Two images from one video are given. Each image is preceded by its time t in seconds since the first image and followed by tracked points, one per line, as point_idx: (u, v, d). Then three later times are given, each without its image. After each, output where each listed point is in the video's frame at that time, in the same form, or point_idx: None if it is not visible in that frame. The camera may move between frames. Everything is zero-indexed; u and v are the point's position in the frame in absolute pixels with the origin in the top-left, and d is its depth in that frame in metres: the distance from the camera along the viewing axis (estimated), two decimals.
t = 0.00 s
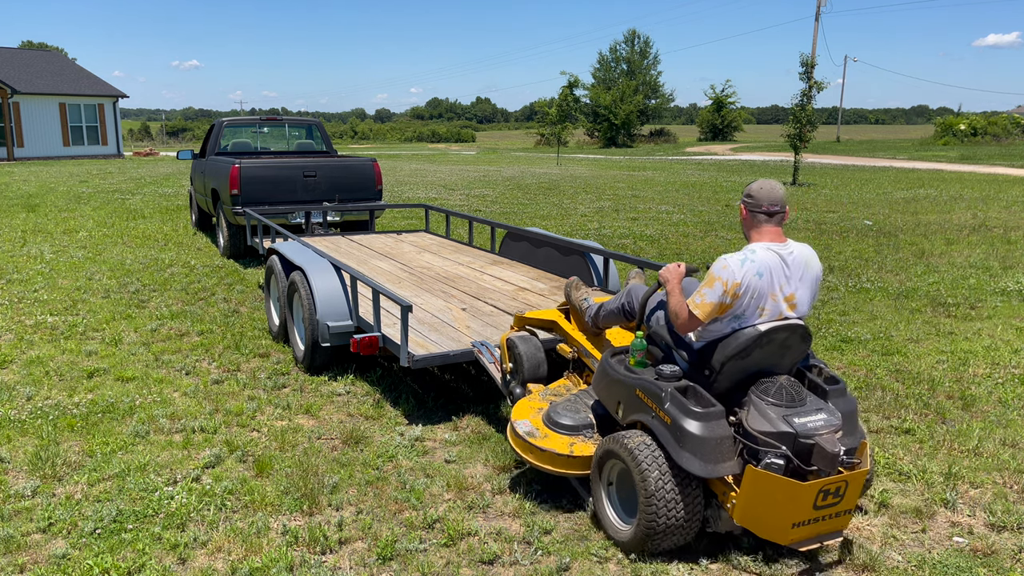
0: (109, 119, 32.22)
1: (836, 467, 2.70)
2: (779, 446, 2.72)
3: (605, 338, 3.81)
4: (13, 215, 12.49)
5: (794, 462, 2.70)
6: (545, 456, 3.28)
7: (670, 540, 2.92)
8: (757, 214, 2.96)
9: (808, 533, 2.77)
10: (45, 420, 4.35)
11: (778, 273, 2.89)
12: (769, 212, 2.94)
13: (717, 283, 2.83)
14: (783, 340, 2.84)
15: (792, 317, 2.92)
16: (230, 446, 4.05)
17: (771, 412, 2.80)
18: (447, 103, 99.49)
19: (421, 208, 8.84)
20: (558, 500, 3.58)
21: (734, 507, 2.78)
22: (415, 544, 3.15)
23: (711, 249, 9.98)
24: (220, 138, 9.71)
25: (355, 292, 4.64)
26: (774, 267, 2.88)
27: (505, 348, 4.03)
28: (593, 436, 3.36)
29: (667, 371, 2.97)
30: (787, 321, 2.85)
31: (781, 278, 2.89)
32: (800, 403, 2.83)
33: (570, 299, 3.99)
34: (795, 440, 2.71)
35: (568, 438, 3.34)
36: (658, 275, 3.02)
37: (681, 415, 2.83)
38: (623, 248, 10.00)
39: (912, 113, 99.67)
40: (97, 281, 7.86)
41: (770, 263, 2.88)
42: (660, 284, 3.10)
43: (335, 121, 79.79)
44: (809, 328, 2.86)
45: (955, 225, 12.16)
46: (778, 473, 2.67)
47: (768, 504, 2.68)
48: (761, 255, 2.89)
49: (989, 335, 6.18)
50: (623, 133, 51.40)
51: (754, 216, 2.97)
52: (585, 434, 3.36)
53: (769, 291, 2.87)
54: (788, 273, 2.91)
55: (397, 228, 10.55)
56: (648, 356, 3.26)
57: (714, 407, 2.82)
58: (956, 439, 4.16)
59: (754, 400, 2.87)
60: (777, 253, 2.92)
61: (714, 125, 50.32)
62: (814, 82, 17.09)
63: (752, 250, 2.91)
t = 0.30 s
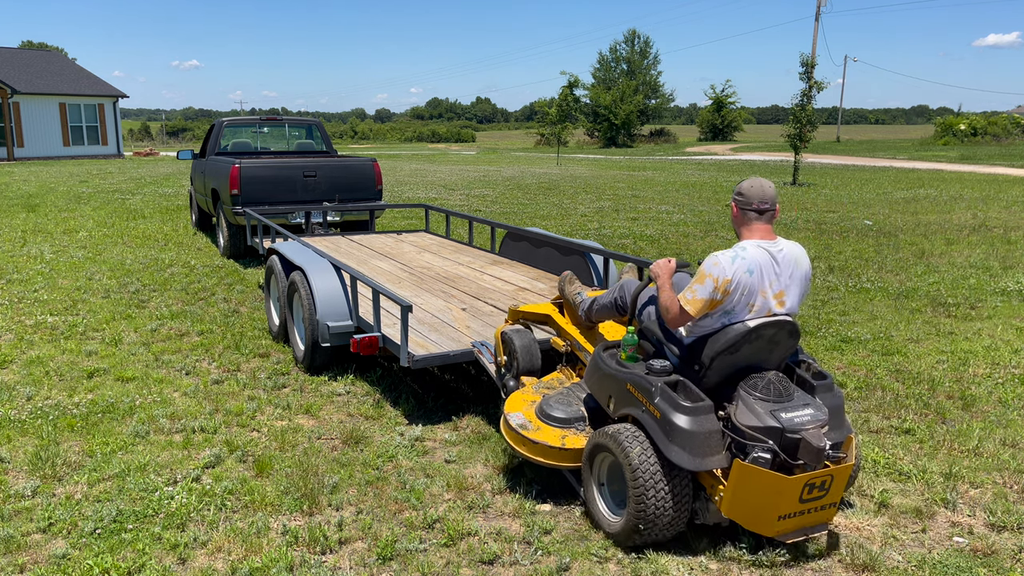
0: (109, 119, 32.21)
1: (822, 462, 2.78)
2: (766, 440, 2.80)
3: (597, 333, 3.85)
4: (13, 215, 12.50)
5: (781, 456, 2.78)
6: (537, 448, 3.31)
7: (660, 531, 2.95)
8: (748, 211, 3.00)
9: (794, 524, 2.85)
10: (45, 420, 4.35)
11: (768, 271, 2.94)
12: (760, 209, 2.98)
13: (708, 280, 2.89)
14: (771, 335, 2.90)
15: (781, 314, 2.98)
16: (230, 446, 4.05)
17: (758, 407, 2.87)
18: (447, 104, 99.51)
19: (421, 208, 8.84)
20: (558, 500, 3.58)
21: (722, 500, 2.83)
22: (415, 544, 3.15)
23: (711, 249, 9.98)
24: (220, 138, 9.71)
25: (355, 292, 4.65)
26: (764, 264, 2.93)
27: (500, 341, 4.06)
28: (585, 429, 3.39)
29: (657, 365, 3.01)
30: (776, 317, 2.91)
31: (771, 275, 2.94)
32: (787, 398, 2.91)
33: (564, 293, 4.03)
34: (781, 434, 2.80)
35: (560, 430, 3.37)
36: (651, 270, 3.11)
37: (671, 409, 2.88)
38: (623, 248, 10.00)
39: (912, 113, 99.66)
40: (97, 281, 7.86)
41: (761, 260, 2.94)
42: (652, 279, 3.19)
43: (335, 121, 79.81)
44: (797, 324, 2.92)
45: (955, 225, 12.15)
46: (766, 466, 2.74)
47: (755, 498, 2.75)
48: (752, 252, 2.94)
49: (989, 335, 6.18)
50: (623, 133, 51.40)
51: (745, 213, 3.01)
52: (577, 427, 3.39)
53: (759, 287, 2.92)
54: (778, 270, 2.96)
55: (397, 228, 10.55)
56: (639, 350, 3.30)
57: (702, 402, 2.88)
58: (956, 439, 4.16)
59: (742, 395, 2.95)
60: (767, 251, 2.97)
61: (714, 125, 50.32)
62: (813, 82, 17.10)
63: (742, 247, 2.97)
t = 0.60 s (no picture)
0: (109, 118, 32.21)
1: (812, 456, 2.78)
2: (758, 435, 2.79)
3: (593, 327, 3.88)
4: (13, 215, 12.50)
5: (772, 451, 2.78)
6: (532, 442, 3.35)
7: (651, 524, 2.99)
8: (742, 210, 3.01)
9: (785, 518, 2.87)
10: (45, 420, 4.35)
11: (760, 268, 2.96)
12: (754, 207, 2.99)
13: (701, 276, 2.90)
14: (764, 332, 2.90)
15: (772, 312, 3.00)
16: (230, 446, 4.05)
17: (750, 402, 2.86)
18: (447, 104, 99.53)
19: (421, 208, 8.84)
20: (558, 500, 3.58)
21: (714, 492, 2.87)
22: (415, 544, 3.15)
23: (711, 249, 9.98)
24: (220, 138, 9.71)
25: (355, 292, 4.64)
26: (756, 262, 2.95)
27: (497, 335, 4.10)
28: (579, 422, 3.42)
29: (651, 361, 3.04)
30: (767, 315, 2.92)
31: (763, 273, 2.96)
32: (779, 393, 2.89)
33: (560, 288, 4.04)
34: (773, 429, 2.79)
35: (555, 423, 3.40)
36: (644, 267, 3.12)
37: (664, 404, 2.91)
38: (623, 248, 10.00)
39: (912, 113, 99.65)
40: (97, 281, 7.86)
41: (753, 258, 2.96)
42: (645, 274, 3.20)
43: (335, 121, 79.82)
44: (789, 322, 2.94)
45: (955, 225, 12.15)
46: (757, 460, 2.76)
47: (746, 490, 2.78)
48: (745, 250, 2.96)
49: (989, 335, 6.18)
50: (623, 133, 51.41)
51: (739, 211, 3.02)
52: (572, 420, 3.43)
53: (751, 285, 2.94)
54: (770, 268, 2.98)
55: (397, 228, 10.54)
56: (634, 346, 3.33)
57: (695, 396, 2.90)
58: (956, 440, 4.16)
59: (734, 390, 2.93)
60: (760, 249, 2.99)
61: (714, 125, 50.32)
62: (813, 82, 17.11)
63: (735, 245, 2.98)
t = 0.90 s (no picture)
0: (109, 119, 32.22)
1: (800, 445, 2.86)
2: (746, 424, 2.87)
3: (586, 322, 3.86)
4: (13, 215, 12.50)
5: (760, 439, 2.85)
6: (525, 433, 3.41)
7: (641, 513, 3.05)
8: (733, 203, 3.07)
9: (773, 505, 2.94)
10: (45, 420, 4.35)
11: (750, 261, 3.00)
12: (745, 201, 3.05)
13: (692, 269, 2.94)
14: (752, 324, 2.96)
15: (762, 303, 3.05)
16: (230, 446, 4.05)
17: (739, 391, 2.94)
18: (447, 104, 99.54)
19: (421, 208, 8.84)
20: (558, 499, 3.59)
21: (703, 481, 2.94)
22: (415, 544, 3.15)
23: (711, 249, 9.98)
24: (220, 138, 9.71)
25: (355, 292, 4.64)
26: (746, 255, 3.00)
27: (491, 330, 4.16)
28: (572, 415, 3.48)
29: (641, 352, 3.09)
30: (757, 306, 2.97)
31: (754, 266, 3.01)
32: (768, 382, 2.97)
33: (553, 284, 4.01)
34: (761, 418, 2.87)
35: (548, 415, 3.46)
36: (635, 259, 3.12)
37: (654, 394, 2.96)
38: (623, 248, 10.00)
39: (912, 113, 99.62)
40: (97, 281, 7.86)
41: (743, 251, 3.00)
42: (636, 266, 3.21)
43: (335, 121, 79.82)
44: (778, 313, 2.99)
45: (955, 225, 12.15)
46: (746, 449, 2.83)
47: (735, 478, 2.85)
48: (735, 243, 3.01)
49: (989, 335, 6.18)
50: (623, 133, 51.41)
51: (730, 205, 3.08)
52: (565, 412, 3.48)
53: (741, 278, 2.99)
54: (760, 260, 3.03)
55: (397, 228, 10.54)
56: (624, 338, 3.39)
57: (684, 386, 2.96)
58: (955, 439, 4.17)
59: (723, 380, 3.01)
60: (750, 242, 3.04)
61: (714, 125, 50.31)
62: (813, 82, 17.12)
63: (726, 238, 3.03)
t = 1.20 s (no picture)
0: (109, 119, 32.22)
1: (785, 432, 2.94)
2: (732, 412, 2.95)
3: (578, 313, 4.02)
4: (13, 215, 12.50)
5: (746, 426, 2.94)
6: (517, 423, 3.46)
7: (630, 500, 3.14)
8: (718, 194, 3.20)
9: (759, 492, 3.03)
10: (45, 420, 4.35)
11: (735, 251, 3.11)
12: (729, 193, 3.18)
13: (678, 259, 3.06)
14: (739, 314, 3.05)
15: (748, 293, 3.16)
16: (230, 446, 4.05)
17: (726, 380, 3.01)
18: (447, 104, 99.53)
19: (421, 207, 8.83)
20: (557, 499, 3.59)
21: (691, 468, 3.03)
22: (415, 544, 3.15)
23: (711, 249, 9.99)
24: (220, 138, 9.71)
25: (355, 293, 4.64)
26: (732, 245, 3.11)
27: (485, 323, 4.27)
28: (563, 405, 3.55)
29: (630, 342, 3.18)
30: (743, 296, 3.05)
31: (739, 255, 3.12)
32: (754, 371, 3.04)
33: (545, 276, 4.17)
34: (746, 406, 2.94)
35: (540, 405, 3.52)
36: (624, 251, 3.25)
37: (643, 383, 3.06)
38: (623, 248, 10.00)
39: (912, 113, 99.63)
40: (97, 281, 7.86)
41: (728, 241, 3.11)
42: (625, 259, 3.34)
43: (335, 121, 79.82)
44: (764, 302, 3.08)
45: (955, 225, 12.15)
46: (733, 436, 2.91)
47: (722, 465, 2.94)
48: (721, 234, 3.12)
49: (989, 335, 6.18)
50: (623, 133, 51.38)
51: (715, 196, 3.21)
52: (556, 403, 3.56)
53: (727, 267, 3.10)
54: (745, 250, 3.14)
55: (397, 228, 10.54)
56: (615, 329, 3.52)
57: (672, 375, 3.06)
58: (955, 439, 4.16)
59: (710, 368, 3.09)
60: (735, 232, 3.15)
61: (714, 125, 50.29)
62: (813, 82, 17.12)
63: (712, 229, 3.14)
